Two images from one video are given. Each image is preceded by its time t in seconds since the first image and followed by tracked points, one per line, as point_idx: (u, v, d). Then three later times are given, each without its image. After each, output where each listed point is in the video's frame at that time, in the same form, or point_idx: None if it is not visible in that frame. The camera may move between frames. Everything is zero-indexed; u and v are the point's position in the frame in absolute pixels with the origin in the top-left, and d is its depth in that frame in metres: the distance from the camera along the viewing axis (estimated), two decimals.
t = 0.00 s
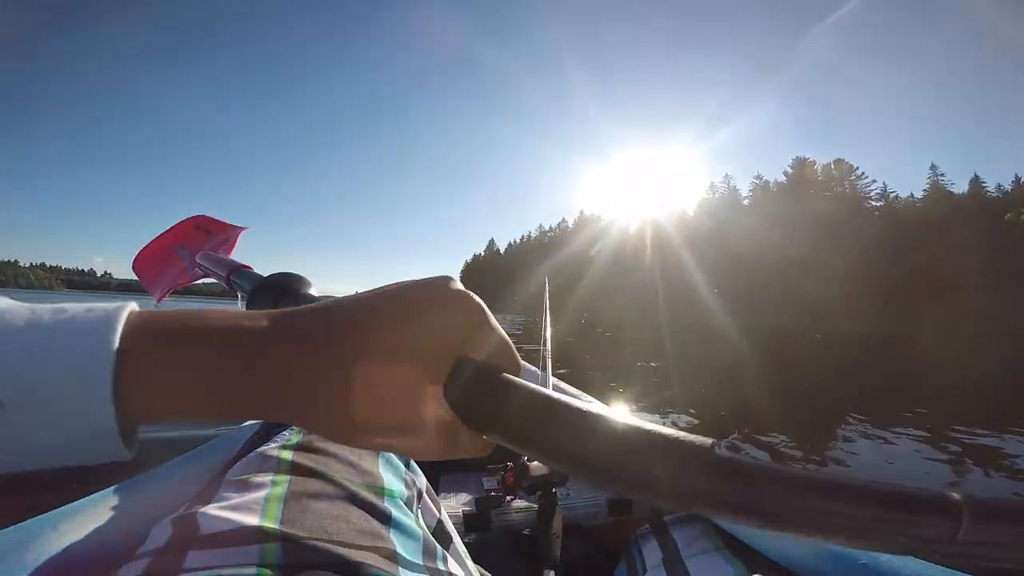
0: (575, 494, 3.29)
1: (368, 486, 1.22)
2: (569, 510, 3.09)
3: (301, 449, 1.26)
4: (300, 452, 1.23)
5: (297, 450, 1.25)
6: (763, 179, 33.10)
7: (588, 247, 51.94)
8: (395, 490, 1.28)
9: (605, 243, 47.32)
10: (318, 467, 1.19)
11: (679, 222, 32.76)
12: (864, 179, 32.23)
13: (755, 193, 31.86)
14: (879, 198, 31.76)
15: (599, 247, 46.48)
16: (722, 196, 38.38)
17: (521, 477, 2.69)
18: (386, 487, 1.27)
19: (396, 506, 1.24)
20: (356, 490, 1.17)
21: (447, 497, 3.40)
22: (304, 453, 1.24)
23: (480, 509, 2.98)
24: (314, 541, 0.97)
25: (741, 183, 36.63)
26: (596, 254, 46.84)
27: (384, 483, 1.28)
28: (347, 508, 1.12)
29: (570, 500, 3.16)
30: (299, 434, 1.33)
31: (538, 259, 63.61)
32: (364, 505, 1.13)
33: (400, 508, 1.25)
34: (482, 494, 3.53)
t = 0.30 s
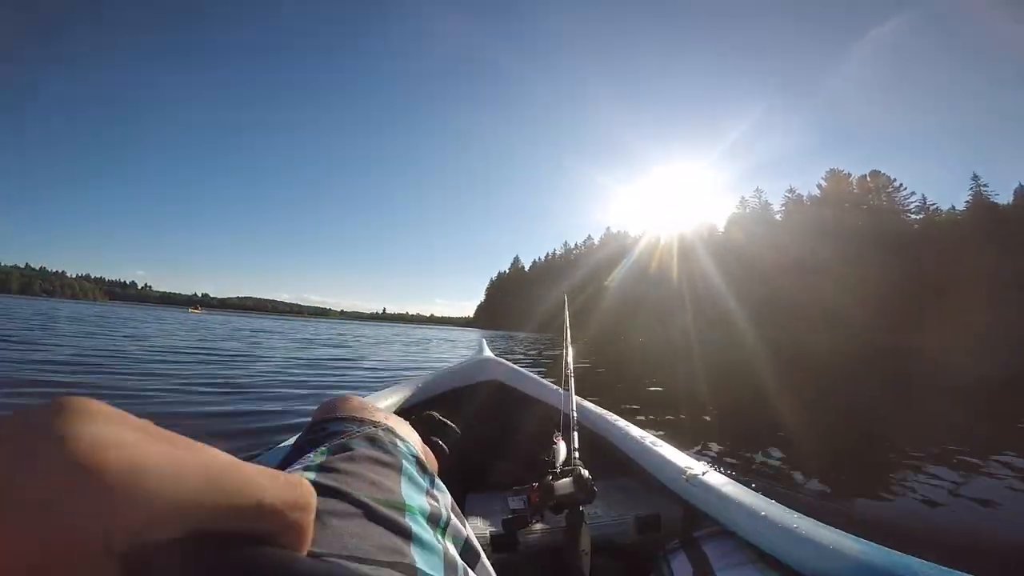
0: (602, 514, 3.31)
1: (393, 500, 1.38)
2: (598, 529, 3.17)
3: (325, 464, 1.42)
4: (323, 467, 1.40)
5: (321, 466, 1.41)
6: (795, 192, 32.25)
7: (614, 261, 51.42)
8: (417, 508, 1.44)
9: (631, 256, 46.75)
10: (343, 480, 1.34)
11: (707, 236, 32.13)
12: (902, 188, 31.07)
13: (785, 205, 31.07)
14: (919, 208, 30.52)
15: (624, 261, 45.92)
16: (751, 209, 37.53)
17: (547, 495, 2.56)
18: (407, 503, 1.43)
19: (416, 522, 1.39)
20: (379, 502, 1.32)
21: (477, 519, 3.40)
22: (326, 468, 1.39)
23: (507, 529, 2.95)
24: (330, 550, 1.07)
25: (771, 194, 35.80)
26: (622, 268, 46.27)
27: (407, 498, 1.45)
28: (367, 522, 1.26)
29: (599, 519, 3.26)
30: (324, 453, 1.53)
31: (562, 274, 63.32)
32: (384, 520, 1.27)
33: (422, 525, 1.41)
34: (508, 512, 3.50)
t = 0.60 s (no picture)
0: (628, 513, 3.27)
1: (427, 473, 1.58)
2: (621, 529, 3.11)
3: (364, 438, 1.59)
4: (363, 441, 1.56)
5: (360, 440, 1.57)
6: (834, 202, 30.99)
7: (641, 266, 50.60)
8: (448, 479, 1.67)
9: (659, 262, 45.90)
10: (383, 454, 1.52)
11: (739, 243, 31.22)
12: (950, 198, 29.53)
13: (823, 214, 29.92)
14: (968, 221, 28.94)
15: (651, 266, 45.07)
16: (786, 217, 36.29)
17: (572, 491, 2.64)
18: (441, 476, 1.63)
19: (450, 495, 1.59)
20: (416, 475, 1.51)
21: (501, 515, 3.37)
22: (365, 442, 1.56)
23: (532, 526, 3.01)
24: (363, 523, 1.22)
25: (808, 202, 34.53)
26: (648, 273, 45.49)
27: (440, 471, 1.67)
28: (404, 492, 1.41)
29: (623, 519, 3.21)
30: (360, 425, 1.68)
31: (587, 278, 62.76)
32: (419, 491, 1.46)
33: (453, 496, 1.63)
34: (530, 510, 3.52)
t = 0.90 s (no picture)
0: (659, 492, 3.33)
1: (463, 465, 1.66)
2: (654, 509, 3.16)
3: (401, 430, 1.70)
4: (399, 434, 1.67)
5: (396, 432, 1.68)
6: (859, 172, 29.95)
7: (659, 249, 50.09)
8: (483, 472, 1.75)
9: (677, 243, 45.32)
10: (418, 447, 1.61)
11: (760, 220, 30.56)
12: (983, 162, 28.29)
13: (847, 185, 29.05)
14: (1003, 186, 27.73)
15: (670, 247, 44.55)
16: (808, 190, 35.27)
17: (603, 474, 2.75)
18: (475, 468, 1.72)
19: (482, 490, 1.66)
20: (451, 467, 1.60)
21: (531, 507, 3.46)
22: (401, 435, 1.66)
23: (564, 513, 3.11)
24: (392, 521, 1.29)
25: (829, 172, 33.56)
26: (667, 255, 45.00)
27: (475, 463, 1.75)
28: (436, 491, 1.48)
29: (656, 498, 3.25)
30: (397, 414, 1.81)
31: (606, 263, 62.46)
32: (452, 487, 1.52)
33: (486, 488, 1.71)
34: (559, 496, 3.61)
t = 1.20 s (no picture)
0: (648, 495, 3.36)
1: (456, 460, 1.72)
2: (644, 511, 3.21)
3: (394, 422, 1.74)
4: (392, 425, 1.72)
5: (388, 425, 1.72)
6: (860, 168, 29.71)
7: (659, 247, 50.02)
8: (476, 468, 1.81)
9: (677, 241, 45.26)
10: (410, 441, 1.67)
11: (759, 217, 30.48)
12: (984, 157, 28.07)
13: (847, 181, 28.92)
14: (1003, 180, 27.62)
15: (670, 245, 44.46)
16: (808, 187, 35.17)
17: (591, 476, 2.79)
18: (468, 464, 1.77)
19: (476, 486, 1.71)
20: (444, 461, 1.65)
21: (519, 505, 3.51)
22: (393, 428, 1.71)
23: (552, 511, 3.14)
24: (381, 518, 1.35)
25: (829, 169, 33.43)
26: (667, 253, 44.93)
27: (468, 458, 1.81)
28: (427, 488, 1.54)
29: (645, 500, 3.28)
30: (391, 404, 1.85)
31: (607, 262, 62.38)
32: (444, 484, 1.58)
33: (479, 484, 1.77)
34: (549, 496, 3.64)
